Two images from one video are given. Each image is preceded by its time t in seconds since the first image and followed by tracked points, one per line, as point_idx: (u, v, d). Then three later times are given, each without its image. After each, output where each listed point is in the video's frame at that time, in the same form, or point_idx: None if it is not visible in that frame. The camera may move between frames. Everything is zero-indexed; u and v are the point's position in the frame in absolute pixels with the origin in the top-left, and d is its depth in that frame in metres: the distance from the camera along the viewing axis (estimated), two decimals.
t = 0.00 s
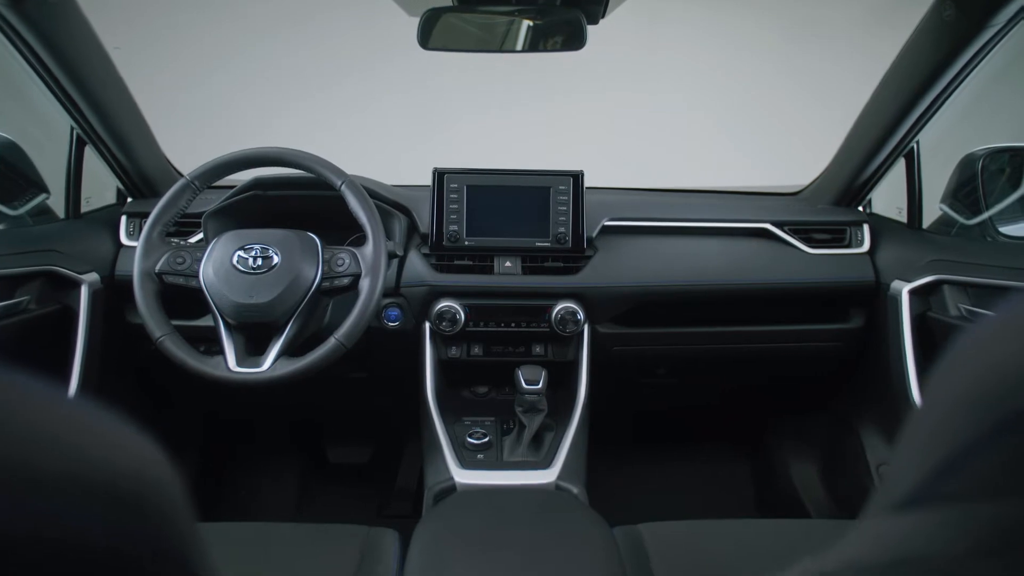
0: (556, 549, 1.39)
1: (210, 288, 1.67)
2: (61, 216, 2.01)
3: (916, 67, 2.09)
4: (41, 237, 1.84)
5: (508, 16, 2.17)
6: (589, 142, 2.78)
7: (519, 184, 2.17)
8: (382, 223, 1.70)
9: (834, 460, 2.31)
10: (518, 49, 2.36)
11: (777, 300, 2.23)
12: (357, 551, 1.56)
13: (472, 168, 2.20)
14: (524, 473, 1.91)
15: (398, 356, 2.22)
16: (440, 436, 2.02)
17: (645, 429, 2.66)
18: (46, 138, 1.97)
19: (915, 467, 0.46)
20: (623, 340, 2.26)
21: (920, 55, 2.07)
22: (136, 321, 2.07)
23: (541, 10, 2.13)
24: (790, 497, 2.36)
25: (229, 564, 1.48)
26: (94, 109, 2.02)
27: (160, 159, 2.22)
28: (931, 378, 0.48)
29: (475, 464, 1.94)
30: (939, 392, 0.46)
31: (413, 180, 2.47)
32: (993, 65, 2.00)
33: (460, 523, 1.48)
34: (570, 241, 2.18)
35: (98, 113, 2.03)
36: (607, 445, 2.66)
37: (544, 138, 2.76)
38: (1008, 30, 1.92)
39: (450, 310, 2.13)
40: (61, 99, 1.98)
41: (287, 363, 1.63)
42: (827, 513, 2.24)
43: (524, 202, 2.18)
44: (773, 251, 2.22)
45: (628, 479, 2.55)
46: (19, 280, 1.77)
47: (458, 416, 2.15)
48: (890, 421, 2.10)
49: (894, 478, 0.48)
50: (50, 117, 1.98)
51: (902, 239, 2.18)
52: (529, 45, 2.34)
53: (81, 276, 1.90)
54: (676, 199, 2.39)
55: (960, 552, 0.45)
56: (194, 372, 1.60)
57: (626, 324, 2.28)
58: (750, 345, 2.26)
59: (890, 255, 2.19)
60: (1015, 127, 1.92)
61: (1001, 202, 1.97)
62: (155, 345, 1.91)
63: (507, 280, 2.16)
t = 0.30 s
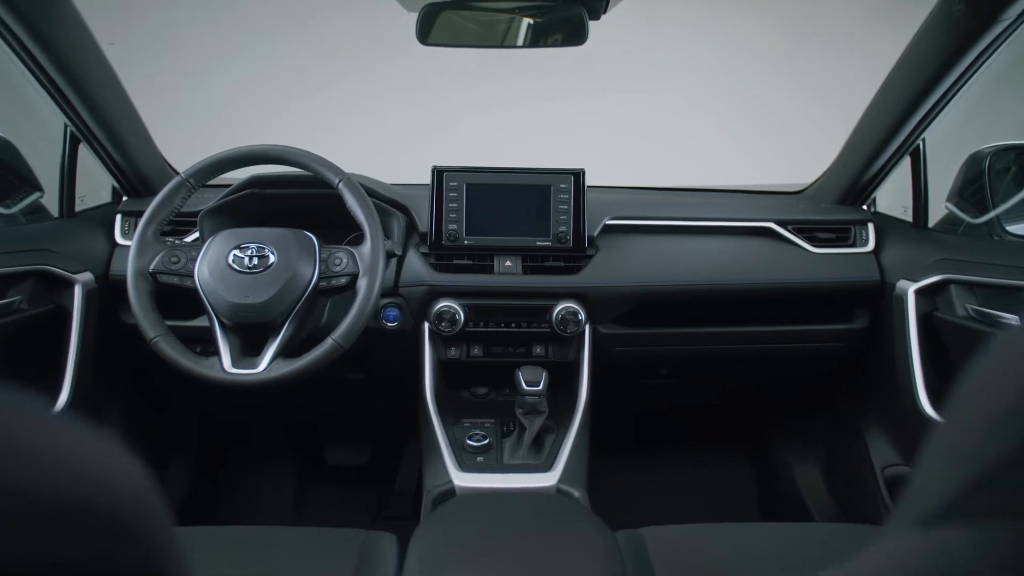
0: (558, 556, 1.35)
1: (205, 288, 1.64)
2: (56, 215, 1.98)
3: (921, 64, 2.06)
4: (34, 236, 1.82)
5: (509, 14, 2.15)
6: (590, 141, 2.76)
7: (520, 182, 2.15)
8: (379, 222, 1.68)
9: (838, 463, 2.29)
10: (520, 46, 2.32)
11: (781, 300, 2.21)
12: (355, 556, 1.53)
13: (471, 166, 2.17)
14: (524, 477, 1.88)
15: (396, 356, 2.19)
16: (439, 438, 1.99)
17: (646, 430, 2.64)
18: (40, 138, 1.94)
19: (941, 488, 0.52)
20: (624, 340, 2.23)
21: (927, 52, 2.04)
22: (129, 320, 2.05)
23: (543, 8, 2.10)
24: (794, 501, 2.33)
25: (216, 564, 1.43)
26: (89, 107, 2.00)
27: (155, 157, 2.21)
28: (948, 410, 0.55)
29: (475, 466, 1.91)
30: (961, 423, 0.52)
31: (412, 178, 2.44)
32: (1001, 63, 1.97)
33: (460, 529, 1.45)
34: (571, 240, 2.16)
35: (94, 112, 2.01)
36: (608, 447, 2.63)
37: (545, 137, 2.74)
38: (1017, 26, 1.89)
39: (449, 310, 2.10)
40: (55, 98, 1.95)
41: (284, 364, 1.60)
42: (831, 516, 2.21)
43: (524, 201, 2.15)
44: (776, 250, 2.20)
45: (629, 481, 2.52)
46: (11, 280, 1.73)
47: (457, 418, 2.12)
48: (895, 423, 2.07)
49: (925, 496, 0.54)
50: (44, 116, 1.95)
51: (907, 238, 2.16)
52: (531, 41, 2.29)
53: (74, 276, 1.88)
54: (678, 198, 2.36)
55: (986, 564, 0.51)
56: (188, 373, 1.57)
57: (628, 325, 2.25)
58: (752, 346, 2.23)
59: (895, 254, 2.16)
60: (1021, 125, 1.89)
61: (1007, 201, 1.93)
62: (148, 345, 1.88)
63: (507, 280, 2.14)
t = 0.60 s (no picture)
0: (561, 562, 1.32)
1: (200, 289, 1.62)
2: (51, 214, 1.95)
3: (927, 60, 2.03)
4: (28, 236, 1.79)
5: (508, 12, 2.13)
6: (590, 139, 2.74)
7: (519, 181, 2.12)
8: (378, 221, 1.65)
9: (841, 465, 2.26)
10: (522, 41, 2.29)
11: (783, 300, 2.19)
12: (353, 559, 1.51)
13: (470, 165, 2.15)
14: (525, 479, 1.85)
15: (395, 356, 2.17)
16: (438, 441, 1.96)
17: (647, 431, 2.62)
18: (34, 136, 1.92)
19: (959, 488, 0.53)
20: (625, 341, 2.21)
21: (933, 48, 2.01)
22: (124, 320, 2.04)
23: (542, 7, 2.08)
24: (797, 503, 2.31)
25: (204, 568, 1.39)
26: (84, 106, 1.98)
27: (151, 156, 2.19)
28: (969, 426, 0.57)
29: (474, 469, 1.87)
30: (982, 434, 0.54)
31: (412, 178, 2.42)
32: (1009, 60, 1.93)
33: (460, 534, 1.43)
34: (571, 240, 2.14)
35: (89, 110, 1.99)
36: (609, 448, 2.61)
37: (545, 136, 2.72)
38: None
39: (448, 311, 2.07)
40: (49, 96, 1.92)
41: (281, 364, 1.58)
42: (834, 518, 2.19)
43: (523, 200, 2.13)
44: (778, 250, 2.18)
45: (630, 482, 2.50)
46: (5, 280, 1.71)
47: (457, 419, 2.10)
48: (900, 424, 2.05)
49: (943, 515, 0.53)
50: (38, 114, 1.92)
51: (912, 238, 2.13)
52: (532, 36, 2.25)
53: (68, 276, 1.85)
54: (680, 197, 2.34)
55: None
56: (183, 374, 1.55)
57: (629, 325, 2.23)
58: (755, 346, 2.21)
59: (900, 253, 2.14)
60: None
61: (1013, 199, 1.90)
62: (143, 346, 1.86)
63: (507, 279, 2.11)
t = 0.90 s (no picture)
0: (563, 567, 1.30)
1: (195, 288, 1.60)
2: (44, 212, 1.93)
3: (933, 56, 2.00)
4: (21, 235, 1.77)
5: (508, 9, 2.11)
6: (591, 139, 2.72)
7: (519, 179, 2.10)
8: (375, 219, 1.63)
9: (845, 466, 2.24)
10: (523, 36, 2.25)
11: (786, 300, 2.17)
12: (350, 563, 1.49)
13: (469, 162, 2.12)
14: (525, 481, 1.82)
15: (393, 357, 2.15)
16: (437, 442, 1.94)
17: (647, 431, 2.60)
18: (26, 133, 1.89)
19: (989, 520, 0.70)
20: (627, 341, 2.18)
21: (938, 43, 1.98)
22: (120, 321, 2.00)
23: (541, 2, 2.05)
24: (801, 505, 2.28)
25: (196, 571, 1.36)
26: (78, 103, 1.95)
27: (147, 155, 2.17)
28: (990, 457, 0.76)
29: (474, 471, 1.85)
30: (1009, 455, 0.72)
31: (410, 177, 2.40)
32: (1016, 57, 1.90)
33: (460, 539, 1.40)
34: (572, 239, 2.11)
35: (83, 108, 1.96)
36: (609, 450, 2.60)
37: (545, 134, 2.70)
38: None
39: (448, 311, 2.05)
40: (43, 93, 1.90)
41: (277, 365, 1.56)
42: (837, 520, 2.17)
43: (523, 198, 2.10)
44: (781, 249, 2.16)
45: (631, 483, 2.48)
46: None
47: (457, 420, 2.07)
48: (904, 425, 2.03)
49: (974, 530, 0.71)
50: (31, 110, 1.90)
51: (917, 237, 2.11)
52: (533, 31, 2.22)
53: (61, 275, 1.83)
54: (681, 195, 2.32)
55: None
56: (178, 375, 1.52)
57: (631, 325, 2.21)
58: (757, 346, 2.18)
59: (904, 253, 2.12)
60: None
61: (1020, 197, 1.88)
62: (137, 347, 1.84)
63: (507, 279, 2.09)
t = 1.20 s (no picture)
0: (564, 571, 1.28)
1: (192, 288, 1.58)
2: (39, 211, 1.91)
3: (938, 53, 1.98)
4: (16, 234, 1.75)
5: (508, 7, 2.09)
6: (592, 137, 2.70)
7: (519, 177, 2.08)
8: (373, 217, 1.61)
9: (847, 467, 2.22)
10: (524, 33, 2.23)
11: (788, 299, 2.15)
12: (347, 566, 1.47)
13: (469, 160, 2.10)
14: (525, 483, 1.80)
15: (392, 358, 2.13)
16: (437, 444, 1.92)
17: (648, 432, 2.58)
18: (22, 131, 1.87)
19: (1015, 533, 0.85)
20: (628, 341, 2.17)
21: (943, 39, 1.96)
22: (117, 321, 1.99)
23: None
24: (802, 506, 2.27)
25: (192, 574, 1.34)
26: (73, 100, 1.93)
27: (143, 153, 2.15)
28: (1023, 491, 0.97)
29: (474, 473, 1.83)
30: None
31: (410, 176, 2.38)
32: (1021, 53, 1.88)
33: (459, 542, 1.38)
34: (573, 238, 2.09)
35: (78, 105, 1.94)
36: (609, 450, 2.58)
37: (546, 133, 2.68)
38: None
39: (447, 311, 2.03)
40: (38, 90, 1.88)
41: (274, 365, 1.54)
42: (840, 521, 2.15)
43: (524, 197, 2.08)
44: (783, 248, 2.14)
45: (631, 484, 2.47)
46: None
47: (457, 420, 2.06)
48: (908, 426, 2.01)
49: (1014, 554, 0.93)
50: (26, 108, 1.88)
51: (921, 236, 2.09)
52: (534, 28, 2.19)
53: (56, 275, 1.81)
54: (683, 194, 2.30)
55: None
56: (173, 375, 1.50)
57: (632, 325, 2.19)
58: (758, 346, 2.17)
59: (908, 252, 2.10)
60: None
61: None
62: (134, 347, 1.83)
63: (507, 278, 2.07)
